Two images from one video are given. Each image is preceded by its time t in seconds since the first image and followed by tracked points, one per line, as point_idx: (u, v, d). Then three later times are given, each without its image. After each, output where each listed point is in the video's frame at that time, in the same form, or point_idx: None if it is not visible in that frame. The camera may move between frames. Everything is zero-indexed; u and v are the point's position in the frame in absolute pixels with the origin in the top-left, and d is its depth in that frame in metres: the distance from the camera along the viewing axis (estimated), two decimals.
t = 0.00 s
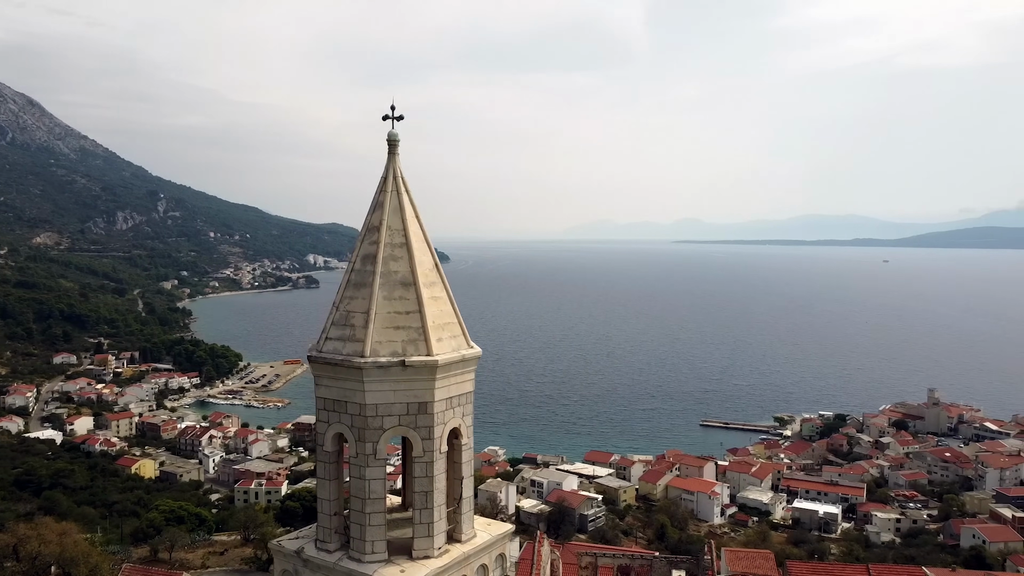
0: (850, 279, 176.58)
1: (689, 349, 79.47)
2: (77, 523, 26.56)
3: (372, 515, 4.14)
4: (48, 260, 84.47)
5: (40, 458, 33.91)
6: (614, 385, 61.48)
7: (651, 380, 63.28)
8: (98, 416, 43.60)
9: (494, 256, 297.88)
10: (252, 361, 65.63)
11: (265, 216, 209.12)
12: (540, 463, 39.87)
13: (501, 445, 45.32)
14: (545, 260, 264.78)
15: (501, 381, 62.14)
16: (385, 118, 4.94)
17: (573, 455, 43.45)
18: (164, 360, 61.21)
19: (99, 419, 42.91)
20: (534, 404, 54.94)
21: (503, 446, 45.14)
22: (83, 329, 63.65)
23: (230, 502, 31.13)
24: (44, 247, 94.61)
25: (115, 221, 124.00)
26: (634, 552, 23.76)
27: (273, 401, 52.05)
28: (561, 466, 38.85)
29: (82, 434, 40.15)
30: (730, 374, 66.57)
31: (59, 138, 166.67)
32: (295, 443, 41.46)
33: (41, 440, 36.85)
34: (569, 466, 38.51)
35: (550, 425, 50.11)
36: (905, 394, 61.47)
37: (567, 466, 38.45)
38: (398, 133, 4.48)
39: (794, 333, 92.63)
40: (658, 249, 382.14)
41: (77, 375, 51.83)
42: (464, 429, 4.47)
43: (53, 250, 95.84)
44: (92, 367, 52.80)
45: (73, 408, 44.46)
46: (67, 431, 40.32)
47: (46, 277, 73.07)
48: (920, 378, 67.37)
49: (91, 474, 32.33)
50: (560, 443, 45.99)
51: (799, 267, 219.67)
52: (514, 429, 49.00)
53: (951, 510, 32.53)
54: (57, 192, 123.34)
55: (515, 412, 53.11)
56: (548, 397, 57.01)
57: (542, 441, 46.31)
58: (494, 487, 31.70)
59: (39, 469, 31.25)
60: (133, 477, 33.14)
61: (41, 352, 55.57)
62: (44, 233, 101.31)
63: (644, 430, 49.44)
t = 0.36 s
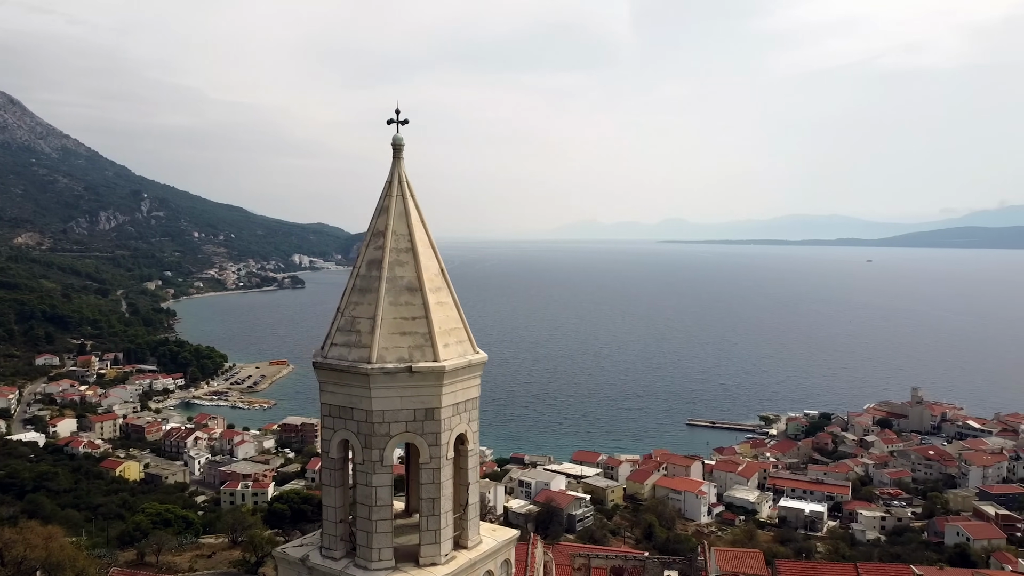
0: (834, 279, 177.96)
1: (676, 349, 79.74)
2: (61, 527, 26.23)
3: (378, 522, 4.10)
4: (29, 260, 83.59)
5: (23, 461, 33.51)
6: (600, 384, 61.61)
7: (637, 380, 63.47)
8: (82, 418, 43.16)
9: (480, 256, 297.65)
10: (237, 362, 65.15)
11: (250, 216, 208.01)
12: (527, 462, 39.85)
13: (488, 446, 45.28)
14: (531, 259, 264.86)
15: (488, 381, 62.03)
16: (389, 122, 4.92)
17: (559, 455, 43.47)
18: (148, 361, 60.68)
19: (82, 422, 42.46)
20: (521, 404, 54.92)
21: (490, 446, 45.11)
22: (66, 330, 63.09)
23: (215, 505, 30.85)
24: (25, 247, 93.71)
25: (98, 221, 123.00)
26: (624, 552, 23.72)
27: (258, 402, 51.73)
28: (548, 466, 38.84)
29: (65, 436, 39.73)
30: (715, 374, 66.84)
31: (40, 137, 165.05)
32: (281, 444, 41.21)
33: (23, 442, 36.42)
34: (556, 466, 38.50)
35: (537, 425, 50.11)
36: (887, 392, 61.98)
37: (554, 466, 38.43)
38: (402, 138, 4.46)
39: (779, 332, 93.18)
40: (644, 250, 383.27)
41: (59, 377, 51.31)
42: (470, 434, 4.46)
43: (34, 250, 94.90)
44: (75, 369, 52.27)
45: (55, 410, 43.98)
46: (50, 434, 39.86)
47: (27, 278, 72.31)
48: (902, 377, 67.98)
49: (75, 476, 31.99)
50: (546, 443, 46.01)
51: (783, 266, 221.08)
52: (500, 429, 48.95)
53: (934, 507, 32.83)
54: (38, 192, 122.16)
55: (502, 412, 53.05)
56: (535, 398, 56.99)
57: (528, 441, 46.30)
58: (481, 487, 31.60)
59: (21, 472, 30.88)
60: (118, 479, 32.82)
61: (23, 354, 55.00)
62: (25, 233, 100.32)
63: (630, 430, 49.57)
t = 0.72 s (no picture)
0: (820, 279, 179.10)
1: (663, 349, 79.90)
2: (46, 530, 25.94)
3: (386, 527, 4.07)
4: (12, 261, 82.75)
5: (6, 464, 33.12)
6: (588, 384, 61.62)
7: (624, 380, 63.55)
8: (66, 420, 42.74)
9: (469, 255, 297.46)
10: (224, 363, 64.72)
11: (236, 216, 206.94)
12: (515, 462, 39.80)
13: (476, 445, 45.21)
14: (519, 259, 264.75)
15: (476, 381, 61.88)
16: (394, 124, 4.88)
17: (548, 454, 43.46)
18: (133, 362, 60.17)
19: (67, 424, 42.06)
20: (509, 404, 54.85)
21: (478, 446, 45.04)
22: (50, 331, 62.58)
23: (202, 506, 30.63)
24: (8, 247, 92.76)
25: (82, 222, 122.01)
26: (614, 552, 23.72)
27: (246, 403, 51.39)
28: (537, 466, 38.83)
29: (49, 438, 39.31)
30: (702, 373, 67.07)
31: (23, 137, 163.59)
32: (269, 445, 40.98)
33: (6, 445, 35.98)
34: (545, 466, 38.48)
35: (525, 425, 50.07)
36: (872, 391, 62.37)
37: (543, 467, 38.42)
38: (408, 141, 4.44)
39: (765, 332, 93.52)
40: (631, 250, 383.72)
41: (43, 378, 50.80)
42: (477, 438, 4.43)
43: (17, 250, 93.97)
44: (59, 370, 51.78)
45: (40, 412, 43.53)
46: (34, 435, 39.43)
47: (10, 279, 71.58)
48: (887, 377, 68.43)
49: (60, 479, 31.66)
50: (535, 442, 46.00)
51: (769, 266, 222.25)
52: (489, 429, 48.88)
53: (920, 505, 33.09)
54: (21, 192, 120.96)
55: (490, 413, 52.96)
56: (523, 398, 56.92)
57: (517, 440, 46.26)
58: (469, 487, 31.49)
59: (4, 475, 30.51)
60: (103, 481, 32.48)
61: (6, 355, 54.44)
62: (8, 234, 99.35)
63: (619, 430, 49.66)
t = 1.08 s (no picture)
0: (807, 278, 179.95)
1: (653, 349, 80.08)
2: (34, 532, 25.68)
3: (392, 532, 4.01)
4: None
5: None
6: (578, 384, 61.68)
7: (614, 380, 63.63)
8: (54, 422, 42.37)
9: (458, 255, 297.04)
10: (213, 363, 64.34)
11: (224, 216, 205.90)
12: (506, 462, 39.75)
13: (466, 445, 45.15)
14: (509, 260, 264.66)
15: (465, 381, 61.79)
16: (399, 124, 4.83)
17: (538, 454, 43.42)
18: (121, 362, 59.76)
19: (54, 425, 41.69)
20: (499, 404, 54.80)
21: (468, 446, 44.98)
22: (36, 332, 62.11)
23: (192, 508, 30.40)
24: None
25: (69, 221, 121.17)
26: (607, 553, 23.70)
27: (235, 404, 51.15)
28: (527, 466, 38.80)
29: (36, 439, 38.97)
30: (692, 373, 67.23)
31: (9, 136, 162.22)
32: (259, 446, 40.75)
33: None
34: (536, 467, 38.46)
35: (515, 425, 50.03)
36: (860, 391, 62.72)
37: (534, 467, 38.40)
38: (413, 140, 4.39)
39: (754, 331, 93.91)
40: (621, 250, 384.18)
41: (30, 379, 50.37)
42: (484, 441, 4.38)
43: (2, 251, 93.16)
44: (46, 371, 51.35)
45: (27, 413, 43.14)
46: (21, 437, 39.08)
47: None
48: (875, 376, 68.84)
49: (47, 481, 31.37)
50: (525, 442, 45.96)
51: (757, 266, 223.11)
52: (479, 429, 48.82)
53: (909, 504, 33.26)
54: (7, 192, 119.92)
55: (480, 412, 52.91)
56: (513, 398, 56.87)
57: (507, 440, 46.21)
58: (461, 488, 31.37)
59: None
60: (92, 483, 32.21)
61: None
62: None
63: (609, 430, 49.73)
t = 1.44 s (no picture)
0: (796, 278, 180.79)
1: (643, 348, 80.18)
2: (21, 535, 25.43)
3: (400, 536, 3.95)
4: None
5: None
6: (569, 384, 61.63)
7: (604, 379, 63.64)
8: (41, 423, 41.99)
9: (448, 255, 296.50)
10: (201, 364, 63.85)
11: (213, 216, 204.77)
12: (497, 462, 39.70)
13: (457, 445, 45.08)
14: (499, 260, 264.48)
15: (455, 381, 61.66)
16: (403, 122, 4.79)
17: (529, 454, 43.38)
18: (109, 363, 59.33)
19: (41, 426, 41.31)
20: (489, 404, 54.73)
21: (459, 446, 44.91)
22: (23, 333, 61.59)
23: (182, 509, 30.20)
24: None
25: (56, 221, 120.14)
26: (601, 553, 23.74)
27: (224, 404, 50.86)
28: (518, 466, 38.76)
29: (23, 441, 38.62)
30: (682, 373, 67.37)
31: None
32: (249, 447, 40.52)
33: None
34: (527, 467, 38.46)
35: (505, 425, 49.96)
36: (849, 390, 63.07)
37: (525, 467, 38.38)
38: (419, 139, 4.34)
39: (743, 331, 94.20)
40: (610, 250, 384.18)
41: (16, 381, 49.91)
42: (491, 443, 4.33)
43: None
44: (33, 372, 50.89)
45: (13, 415, 42.72)
46: (7, 438, 38.70)
47: None
48: (863, 375, 69.23)
49: (35, 483, 31.08)
50: (515, 443, 45.93)
51: (746, 266, 223.96)
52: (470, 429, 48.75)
53: (898, 502, 33.42)
54: None
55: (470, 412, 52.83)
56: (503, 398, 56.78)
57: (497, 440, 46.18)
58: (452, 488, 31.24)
59: None
60: (80, 485, 31.93)
61: None
62: None
63: (600, 429, 49.76)
